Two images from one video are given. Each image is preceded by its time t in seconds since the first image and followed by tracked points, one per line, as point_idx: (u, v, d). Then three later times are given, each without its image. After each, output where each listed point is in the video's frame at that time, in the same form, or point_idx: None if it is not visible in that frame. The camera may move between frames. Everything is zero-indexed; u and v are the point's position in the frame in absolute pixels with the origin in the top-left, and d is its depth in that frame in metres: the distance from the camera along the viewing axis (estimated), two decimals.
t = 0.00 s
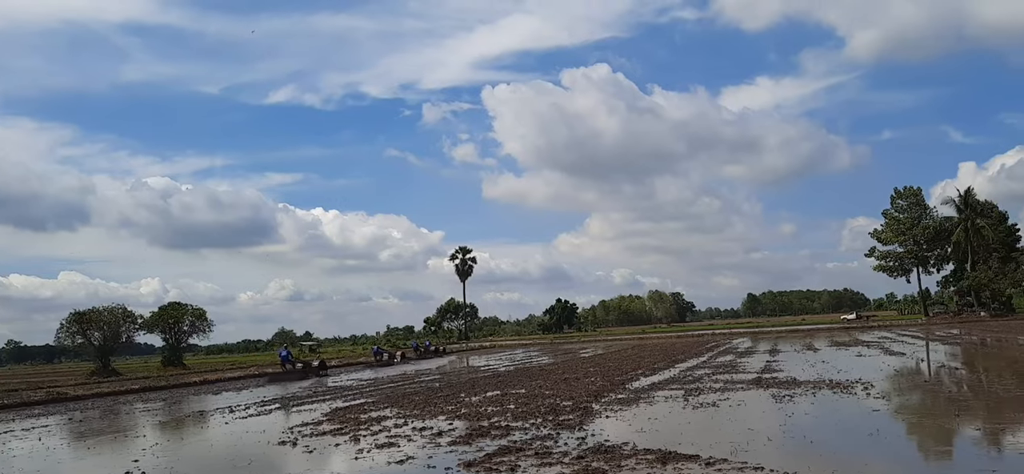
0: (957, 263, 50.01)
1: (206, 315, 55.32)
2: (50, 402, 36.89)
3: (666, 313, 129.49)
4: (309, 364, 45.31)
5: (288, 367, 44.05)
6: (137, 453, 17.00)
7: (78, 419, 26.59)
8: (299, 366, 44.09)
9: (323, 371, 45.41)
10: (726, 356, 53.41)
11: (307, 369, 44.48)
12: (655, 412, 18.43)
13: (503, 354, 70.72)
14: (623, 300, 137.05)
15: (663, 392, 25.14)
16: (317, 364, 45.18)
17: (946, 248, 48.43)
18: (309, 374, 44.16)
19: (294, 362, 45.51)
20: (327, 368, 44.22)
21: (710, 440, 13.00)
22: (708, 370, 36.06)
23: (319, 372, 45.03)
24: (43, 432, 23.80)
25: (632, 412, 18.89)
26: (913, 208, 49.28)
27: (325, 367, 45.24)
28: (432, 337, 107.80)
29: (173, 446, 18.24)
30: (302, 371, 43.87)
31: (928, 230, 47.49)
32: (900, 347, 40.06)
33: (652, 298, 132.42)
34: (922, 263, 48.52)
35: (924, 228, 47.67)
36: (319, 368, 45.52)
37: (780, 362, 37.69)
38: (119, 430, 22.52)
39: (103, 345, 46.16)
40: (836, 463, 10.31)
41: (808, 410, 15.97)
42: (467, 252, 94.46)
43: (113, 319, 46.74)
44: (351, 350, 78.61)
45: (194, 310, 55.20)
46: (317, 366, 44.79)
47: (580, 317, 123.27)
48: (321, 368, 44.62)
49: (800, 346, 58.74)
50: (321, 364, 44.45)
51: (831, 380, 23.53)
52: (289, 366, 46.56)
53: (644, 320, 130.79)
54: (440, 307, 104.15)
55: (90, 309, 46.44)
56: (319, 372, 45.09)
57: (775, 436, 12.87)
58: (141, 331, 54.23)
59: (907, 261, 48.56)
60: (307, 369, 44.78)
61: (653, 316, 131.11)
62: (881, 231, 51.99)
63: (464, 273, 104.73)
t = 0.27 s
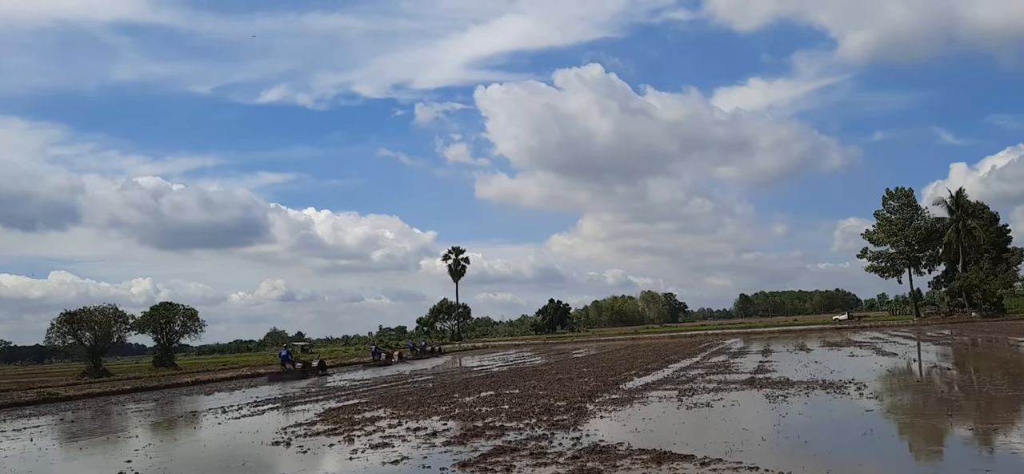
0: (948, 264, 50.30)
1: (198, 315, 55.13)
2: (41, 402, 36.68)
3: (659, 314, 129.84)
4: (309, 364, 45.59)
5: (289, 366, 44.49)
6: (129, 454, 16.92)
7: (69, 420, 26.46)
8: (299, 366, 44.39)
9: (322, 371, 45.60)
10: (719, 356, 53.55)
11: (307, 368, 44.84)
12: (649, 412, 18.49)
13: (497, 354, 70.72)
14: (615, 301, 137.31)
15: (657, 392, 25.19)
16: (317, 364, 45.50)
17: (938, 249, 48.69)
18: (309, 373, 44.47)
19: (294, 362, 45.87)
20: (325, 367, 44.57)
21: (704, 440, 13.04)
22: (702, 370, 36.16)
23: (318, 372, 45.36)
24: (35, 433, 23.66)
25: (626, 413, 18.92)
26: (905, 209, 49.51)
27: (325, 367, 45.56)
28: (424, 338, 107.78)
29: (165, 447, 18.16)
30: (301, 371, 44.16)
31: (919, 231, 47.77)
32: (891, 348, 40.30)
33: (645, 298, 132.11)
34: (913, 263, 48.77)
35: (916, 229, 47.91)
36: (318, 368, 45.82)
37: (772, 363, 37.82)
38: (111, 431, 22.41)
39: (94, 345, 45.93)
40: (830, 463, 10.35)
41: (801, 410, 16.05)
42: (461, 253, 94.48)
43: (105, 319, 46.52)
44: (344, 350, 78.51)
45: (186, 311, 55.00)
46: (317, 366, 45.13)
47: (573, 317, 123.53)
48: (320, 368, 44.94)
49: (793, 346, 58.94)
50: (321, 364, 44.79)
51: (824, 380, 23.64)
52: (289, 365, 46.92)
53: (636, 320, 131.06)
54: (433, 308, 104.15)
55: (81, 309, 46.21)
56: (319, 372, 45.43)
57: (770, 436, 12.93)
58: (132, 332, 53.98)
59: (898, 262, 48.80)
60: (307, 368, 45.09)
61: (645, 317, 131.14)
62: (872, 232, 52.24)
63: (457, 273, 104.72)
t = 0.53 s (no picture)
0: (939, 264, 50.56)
1: (190, 314, 54.91)
2: (32, 401, 36.50)
3: (651, 313, 130.09)
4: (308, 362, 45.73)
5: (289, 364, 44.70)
6: (121, 453, 16.85)
7: (60, 419, 26.33)
8: (299, 364, 44.61)
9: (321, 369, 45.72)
10: (712, 355, 53.65)
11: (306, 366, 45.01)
12: (642, 411, 18.50)
13: (490, 353, 70.69)
14: (608, 300, 137.50)
15: (649, 391, 25.22)
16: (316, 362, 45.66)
17: (929, 249, 48.92)
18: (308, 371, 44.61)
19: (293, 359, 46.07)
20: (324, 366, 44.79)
21: (697, 439, 13.07)
22: (694, 370, 36.23)
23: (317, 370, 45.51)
24: (25, 431, 23.53)
25: (619, 411, 18.95)
26: (896, 209, 49.73)
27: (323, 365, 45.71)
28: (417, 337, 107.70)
29: (157, 445, 18.09)
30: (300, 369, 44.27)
31: (911, 231, 48.01)
32: (883, 347, 40.49)
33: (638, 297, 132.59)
34: (905, 263, 48.98)
35: (908, 229, 48.15)
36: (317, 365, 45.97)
37: (765, 362, 37.91)
38: (103, 430, 22.30)
39: (86, 344, 45.65)
40: (823, 462, 10.38)
41: (793, 409, 16.10)
42: (454, 252, 94.41)
43: (96, 318, 46.28)
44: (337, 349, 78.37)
45: (178, 309, 54.78)
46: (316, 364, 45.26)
47: (566, 316, 123.70)
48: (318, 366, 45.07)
49: (785, 345, 59.11)
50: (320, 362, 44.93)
51: (816, 380, 23.70)
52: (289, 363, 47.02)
53: (629, 320, 131.28)
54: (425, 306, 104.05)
55: (72, 308, 45.97)
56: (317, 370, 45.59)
57: (763, 435, 12.95)
58: (123, 330, 53.73)
59: (890, 262, 49.02)
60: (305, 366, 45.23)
61: (638, 317, 131.28)
62: (864, 232, 52.45)
63: (450, 272, 104.66)
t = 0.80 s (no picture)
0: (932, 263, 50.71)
1: (183, 312, 54.71)
2: (24, 399, 36.31)
3: (645, 312, 130.16)
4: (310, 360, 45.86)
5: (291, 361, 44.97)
6: (112, 451, 16.75)
7: (51, 418, 26.16)
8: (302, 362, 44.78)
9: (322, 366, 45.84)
10: (706, 354, 53.69)
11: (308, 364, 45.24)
12: (636, 411, 18.48)
13: (484, 352, 70.63)
14: (602, 299, 137.55)
15: (643, 391, 25.20)
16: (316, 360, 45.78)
17: (922, 249, 49.08)
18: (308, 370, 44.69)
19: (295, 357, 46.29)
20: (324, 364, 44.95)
21: (691, 438, 13.04)
22: (688, 369, 36.23)
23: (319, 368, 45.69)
24: (16, 430, 23.38)
25: (613, 411, 18.93)
26: (890, 208, 49.85)
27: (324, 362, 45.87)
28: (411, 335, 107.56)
29: (148, 444, 18.00)
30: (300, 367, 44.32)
31: (904, 231, 48.15)
32: (876, 347, 40.57)
33: (632, 297, 133.09)
34: (898, 263, 49.12)
35: (901, 229, 48.29)
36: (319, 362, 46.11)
37: (758, 361, 37.92)
38: (94, 428, 22.18)
39: (78, 342, 45.35)
40: (815, 462, 10.35)
41: (786, 409, 16.10)
42: (448, 250, 94.25)
43: (89, 316, 46.06)
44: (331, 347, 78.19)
45: (171, 308, 54.56)
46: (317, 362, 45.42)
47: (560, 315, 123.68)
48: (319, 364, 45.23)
49: (779, 345, 59.18)
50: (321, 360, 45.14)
51: (810, 379, 23.71)
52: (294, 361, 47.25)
53: (623, 319, 131.34)
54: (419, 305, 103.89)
55: (65, 306, 45.74)
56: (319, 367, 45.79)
57: (756, 434, 12.94)
58: (116, 329, 53.51)
59: (883, 261, 49.15)
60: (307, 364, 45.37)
61: (632, 316, 131.49)
62: (858, 232, 52.58)
63: (444, 271, 104.51)
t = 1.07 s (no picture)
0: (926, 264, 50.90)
1: (178, 311, 54.56)
2: (17, 398, 36.12)
3: (640, 312, 130.26)
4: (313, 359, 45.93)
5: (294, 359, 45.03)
6: (106, 450, 16.67)
7: (45, 416, 26.02)
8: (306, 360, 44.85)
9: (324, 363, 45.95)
10: (701, 354, 53.79)
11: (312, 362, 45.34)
12: (631, 411, 18.48)
13: (480, 351, 70.63)
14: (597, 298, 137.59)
15: (638, 390, 25.21)
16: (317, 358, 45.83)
17: (917, 250, 49.26)
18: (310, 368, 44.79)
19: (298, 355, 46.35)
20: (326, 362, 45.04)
21: (686, 438, 13.03)
22: (683, 368, 36.30)
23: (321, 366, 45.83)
24: (9, 429, 23.26)
25: (608, 410, 18.92)
26: (884, 209, 50.01)
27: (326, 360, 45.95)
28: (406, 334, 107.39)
29: (141, 444, 17.92)
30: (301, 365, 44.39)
31: (898, 231, 48.32)
32: (871, 347, 40.66)
33: (626, 296, 133.12)
34: (893, 263, 49.28)
35: (895, 229, 48.46)
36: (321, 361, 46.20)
37: (753, 361, 37.94)
38: (88, 427, 22.08)
39: (72, 341, 45.09)
40: (810, 462, 10.35)
41: (781, 409, 16.11)
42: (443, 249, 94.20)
43: (83, 315, 45.87)
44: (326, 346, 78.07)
45: (166, 306, 54.39)
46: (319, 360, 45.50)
47: (555, 315, 123.60)
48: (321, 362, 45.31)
49: (774, 345, 59.28)
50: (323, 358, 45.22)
51: (804, 379, 23.74)
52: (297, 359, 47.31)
53: (617, 318, 131.40)
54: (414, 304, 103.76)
55: (59, 304, 45.55)
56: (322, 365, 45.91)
57: (751, 434, 12.93)
58: (110, 327, 53.36)
59: (878, 262, 49.31)
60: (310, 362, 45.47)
61: (626, 315, 131.61)
62: (853, 232, 52.74)
63: (439, 270, 104.39)
